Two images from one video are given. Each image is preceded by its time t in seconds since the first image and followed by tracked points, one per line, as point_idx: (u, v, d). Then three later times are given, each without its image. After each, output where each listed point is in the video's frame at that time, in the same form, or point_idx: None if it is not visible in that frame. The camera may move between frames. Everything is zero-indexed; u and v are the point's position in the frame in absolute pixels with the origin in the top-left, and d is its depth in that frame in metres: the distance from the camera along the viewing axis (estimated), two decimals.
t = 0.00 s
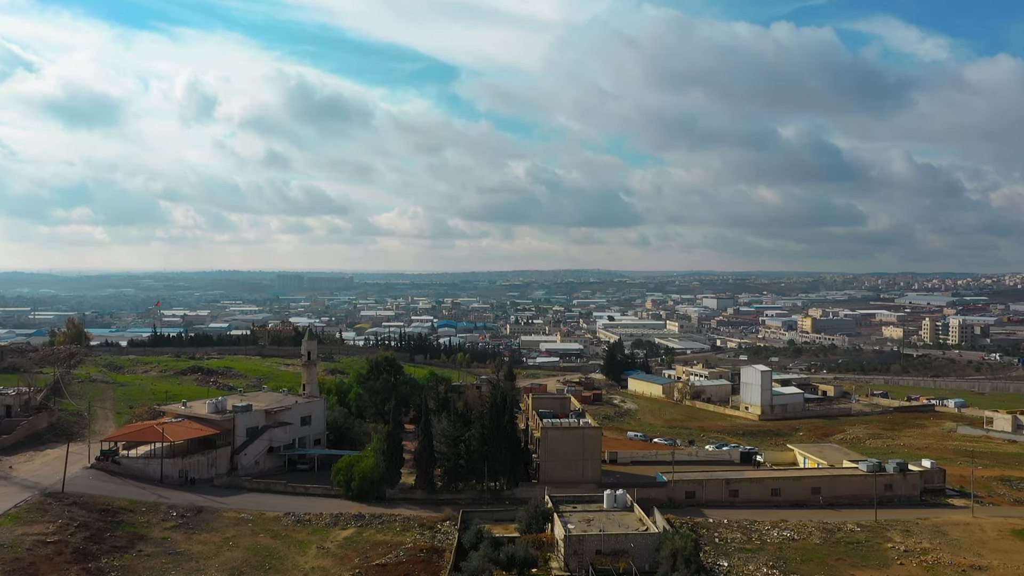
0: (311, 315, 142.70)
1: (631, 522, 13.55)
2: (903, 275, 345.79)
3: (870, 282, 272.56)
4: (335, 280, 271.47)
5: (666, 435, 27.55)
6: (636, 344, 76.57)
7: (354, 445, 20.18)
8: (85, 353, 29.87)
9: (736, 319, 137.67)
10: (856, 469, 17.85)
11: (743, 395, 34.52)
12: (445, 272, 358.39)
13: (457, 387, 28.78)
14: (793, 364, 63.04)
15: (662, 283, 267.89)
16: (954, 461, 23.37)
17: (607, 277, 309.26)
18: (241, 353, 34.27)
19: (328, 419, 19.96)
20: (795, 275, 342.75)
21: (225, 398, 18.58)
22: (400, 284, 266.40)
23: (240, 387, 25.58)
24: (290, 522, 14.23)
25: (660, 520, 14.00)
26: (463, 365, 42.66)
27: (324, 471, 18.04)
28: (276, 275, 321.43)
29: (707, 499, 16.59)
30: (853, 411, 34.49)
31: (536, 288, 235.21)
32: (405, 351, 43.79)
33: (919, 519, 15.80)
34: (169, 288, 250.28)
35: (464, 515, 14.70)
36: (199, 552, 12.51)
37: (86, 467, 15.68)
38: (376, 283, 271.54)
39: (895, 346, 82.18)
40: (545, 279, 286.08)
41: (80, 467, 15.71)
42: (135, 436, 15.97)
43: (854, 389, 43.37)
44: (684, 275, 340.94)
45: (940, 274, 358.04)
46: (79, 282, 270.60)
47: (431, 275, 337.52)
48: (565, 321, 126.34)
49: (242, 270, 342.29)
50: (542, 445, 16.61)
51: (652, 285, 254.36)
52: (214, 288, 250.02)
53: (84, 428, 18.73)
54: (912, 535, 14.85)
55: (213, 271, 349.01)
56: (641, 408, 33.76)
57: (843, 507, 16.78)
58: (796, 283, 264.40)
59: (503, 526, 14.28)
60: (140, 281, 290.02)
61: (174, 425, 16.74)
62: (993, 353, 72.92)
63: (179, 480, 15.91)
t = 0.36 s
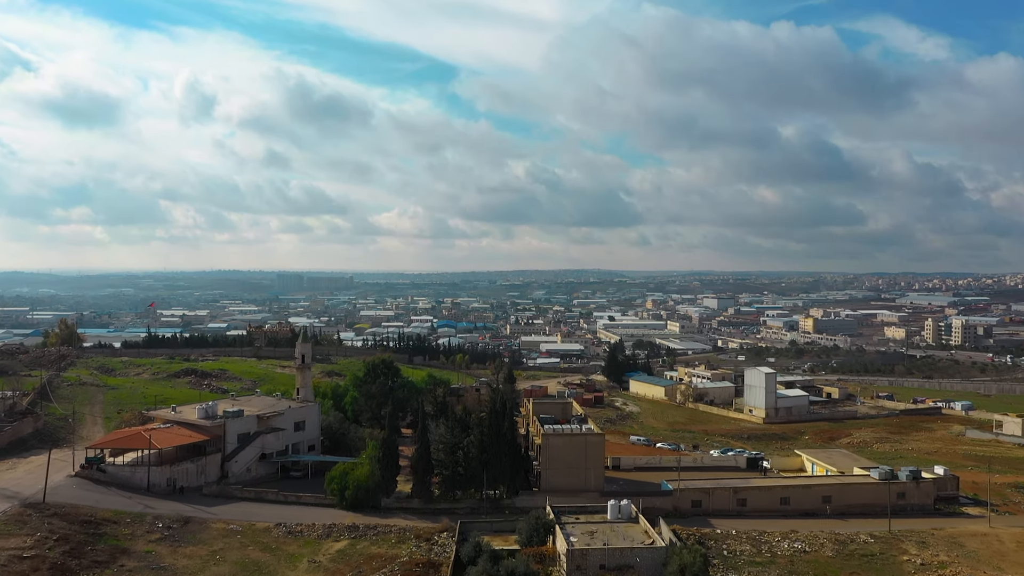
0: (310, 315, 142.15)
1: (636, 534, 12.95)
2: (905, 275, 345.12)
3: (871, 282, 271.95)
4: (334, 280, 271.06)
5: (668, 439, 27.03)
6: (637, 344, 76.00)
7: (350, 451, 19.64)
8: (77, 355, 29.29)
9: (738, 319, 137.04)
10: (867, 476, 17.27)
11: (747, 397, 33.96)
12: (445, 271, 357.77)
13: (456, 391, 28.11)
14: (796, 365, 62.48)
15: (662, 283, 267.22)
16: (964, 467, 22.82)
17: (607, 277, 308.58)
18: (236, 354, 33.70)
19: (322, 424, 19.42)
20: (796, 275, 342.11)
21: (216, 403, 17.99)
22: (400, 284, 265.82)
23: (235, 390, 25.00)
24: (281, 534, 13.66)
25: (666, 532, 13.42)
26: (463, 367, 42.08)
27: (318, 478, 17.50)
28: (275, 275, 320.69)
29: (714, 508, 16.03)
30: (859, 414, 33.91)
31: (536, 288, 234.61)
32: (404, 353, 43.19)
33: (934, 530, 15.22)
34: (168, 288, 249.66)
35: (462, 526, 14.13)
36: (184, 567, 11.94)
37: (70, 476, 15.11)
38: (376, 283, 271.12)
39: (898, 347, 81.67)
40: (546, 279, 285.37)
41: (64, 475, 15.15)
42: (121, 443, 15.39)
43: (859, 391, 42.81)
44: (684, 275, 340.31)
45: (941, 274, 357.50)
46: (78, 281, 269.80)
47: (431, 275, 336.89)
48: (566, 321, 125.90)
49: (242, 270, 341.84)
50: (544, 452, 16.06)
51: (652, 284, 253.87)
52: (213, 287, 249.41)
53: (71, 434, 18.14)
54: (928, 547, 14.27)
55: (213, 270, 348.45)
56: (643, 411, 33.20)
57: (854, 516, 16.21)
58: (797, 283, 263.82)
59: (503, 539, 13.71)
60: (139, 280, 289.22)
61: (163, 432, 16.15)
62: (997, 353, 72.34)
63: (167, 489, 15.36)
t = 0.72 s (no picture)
0: (309, 315, 141.54)
1: (642, 548, 12.35)
2: (906, 275, 344.52)
3: (872, 283, 271.31)
4: (334, 280, 270.37)
5: (671, 443, 26.48)
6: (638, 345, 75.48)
7: (345, 457, 19.06)
8: (69, 357, 28.76)
9: (739, 320, 136.51)
10: (879, 485, 16.69)
11: (751, 400, 33.41)
12: (445, 271, 357.11)
13: (456, 395, 27.48)
14: (798, 367, 61.91)
15: (662, 283, 266.39)
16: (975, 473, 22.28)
17: (607, 277, 307.92)
18: (232, 356, 33.16)
19: (316, 429, 18.84)
20: (797, 275, 341.39)
21: (207, 408, 17.38)
22: (400, 284, 265.10)
23: (229, 393, 24.39)
24: (270, 546, 13.09)
25: (673, 545, 12.84)
26: (462, 369, 41.53)
27: (312, 486, 16.95)
28: (275, 276, 319.89)
29: (721, 517, 15.47)
30: (865, 417, 33.38)
31: (536, 288, 234.01)
32: (402, 355, 42.61)
33: (950, 541, 14.65)
34: (168, 288, 248.93)
35: (459, 537, 13.57)
36: None
37: (53, 485, 14.54)
38: (376, 283, 270.67)
39: (900, 347, 81.18)
40: (546, 279, 284.79)
41: (47, 484, 14.61)
42: (106, 450, 14.83)
43: (864, 393, 42.24)
44: (684, 275, 339.62)
45: (942, 274, 357.03)
46: (77, 281, 268.55)
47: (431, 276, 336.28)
48: (566, 321, 125.43)
49: (242, 270, 341.15)
50: (544, 460, 15.46)
51: (653, 284, 253.29)
52: (213, 288, 248.23)
53: (57, 440, 17.58)
54: (945, 559, 13.71)
55: (212, 270, 347.89)
56: (646, 414, 32.63)
57: (867, 526, 15.65)
58: (798, 284, 263.25)
59: (502, 551, 13.13)
60: (138, 280, 288.66)
61: (150, 438, 15.57)
62: (1000, 354, 71.77)
63: (154, 498, 14.81)
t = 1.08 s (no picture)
0: (308, 315, 140.95)
1: (648, 563, 11.74)
2: (906, 275, 343.97)
3: (873, 282, 270.70)
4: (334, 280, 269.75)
5: (674, 448, 25.82)
6: (639, 345, 74.91)
7: (340, 464, 18.46)
8: (59, 359, 28.13)
9: (740, 320, 135.90)
10: (893, 494, 16.06)
11: (755, 403, 32.80)
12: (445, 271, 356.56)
13: (455, 399, 26.83)
14: (801, 368, 61.26)
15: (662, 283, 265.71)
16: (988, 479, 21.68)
17: (607, 277, 307.32)
18: (226, 358, 32.54)
19: (310, 435, 18.22)
20: (797, 275, 340.83)
21: (195, 414, 16.76)
22: (400, 284, 264.45)
23: (221, 397, 23.75)
24: (259, 560, 12.49)
25: (681, 559, 12.23)
26: (461, 371, 40.92)
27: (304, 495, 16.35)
28: (275, 275, 319.26)
29: (729, 528, 14.87)
30: (871, 420, 32.76)
31: (536, 288, 233.22)
32: (401, 356, 41.96)
33: (969, 554, 14.03)
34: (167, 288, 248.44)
35: (457, 551, 12.97)
36: None
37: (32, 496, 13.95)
38: (376, 283, 270.01)
39: (904, 348, 80.54)
40: (546, 279, 284.17)
41: (26, 496, 14.06)
42: (88, 459, 14.23)
43: (869, 395, 41.60)
44: (685, 274, 338.92)
45: (942, 274, 356.49)
46: (77, 281, 267.91)
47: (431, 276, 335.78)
48: (566, 321, 124.84)
49: (242, 270, 340.60)
50: (546, 469, 14.87)
51: (653, 284, 252.48)
52: (212, 288, 247.57)
53: (41, 446, 17.00)
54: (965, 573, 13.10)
55: (212, 270, 347.24)
56: (649, 417, 31.97)
57: (881, 537, 15.02)
58: (798, 284, 262.30)
59: (501, 566, 12.52)
60: (138, 280, 288.17)
61: (135, 446, 14.97)
62: (1004, 355, 71.13)
63: (139, 508, 14.22)
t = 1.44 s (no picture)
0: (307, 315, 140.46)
1: None
2: (905, 275, 343.13)
3: (873, 283, 270.35)
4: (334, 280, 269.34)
5: (678, 453, 25.18)
6: (639, 346, 74.34)
7: (333, 471, 17.80)
8: (48, 361, 27.50)
9: (741, 320, 135.34)
10: (908, 504, 15.42)
11: (760, 406, 32.16)
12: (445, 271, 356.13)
13: (453, 403, 26.20)
14: (803, 369, 60.66)
15: (663, 283, 265.23)
16: (1001, 486, 21.06)
17: (607, 277, 306.76)
18: (220, 361, 31.94)
19: (302, 442, 17.59)
20: (797, 275, 340.44)
21: (183, 420, 16.10)
22: (399, 284, 263.94)
23: (213, 401, 23.12)
24: None
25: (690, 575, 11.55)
26: (460, 372, 40.31)
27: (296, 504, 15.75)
28: (274, 276, 318.78)
29: (738, 540, 14.24)
30: (878, 424, 32.13)
31: (536, 288, 232.65)
32: (399, 358, 41.36)
33: (990, 568, 13.40)
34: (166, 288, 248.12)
35: (455, 567, 12.32)
36: None
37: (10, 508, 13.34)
38: (376, 283, 269.55)
39: (907, 349, 79.89)
40: (546, 279, 283.91)
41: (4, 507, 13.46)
42: (69, 468, 13.60)
43: (875, 397, 40.92)
44: (684, 275, 338.68)
45: (943, 274, 355.90)
46: (75, 281, 267.10)
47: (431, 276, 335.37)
48: (566, 321, 124.35)
49: (242, 270, 340.36)
50: (548, 478, 14.26)
51: (653, 284, 251.90)
52: (211, 288, 247.03)
53: (23, 454, 16.40)
54: None
55: (212, 270, 346.94)
56: (651, 421, 31.35)
57: (897, 549, 14.40)
58: (798, 284, 261.75)
59: None
60: (138, 280, 287.97)
61: (118, 454, 14.34)
62: (1009, 356, 70.47)
63: (122, 520, 13.60)
